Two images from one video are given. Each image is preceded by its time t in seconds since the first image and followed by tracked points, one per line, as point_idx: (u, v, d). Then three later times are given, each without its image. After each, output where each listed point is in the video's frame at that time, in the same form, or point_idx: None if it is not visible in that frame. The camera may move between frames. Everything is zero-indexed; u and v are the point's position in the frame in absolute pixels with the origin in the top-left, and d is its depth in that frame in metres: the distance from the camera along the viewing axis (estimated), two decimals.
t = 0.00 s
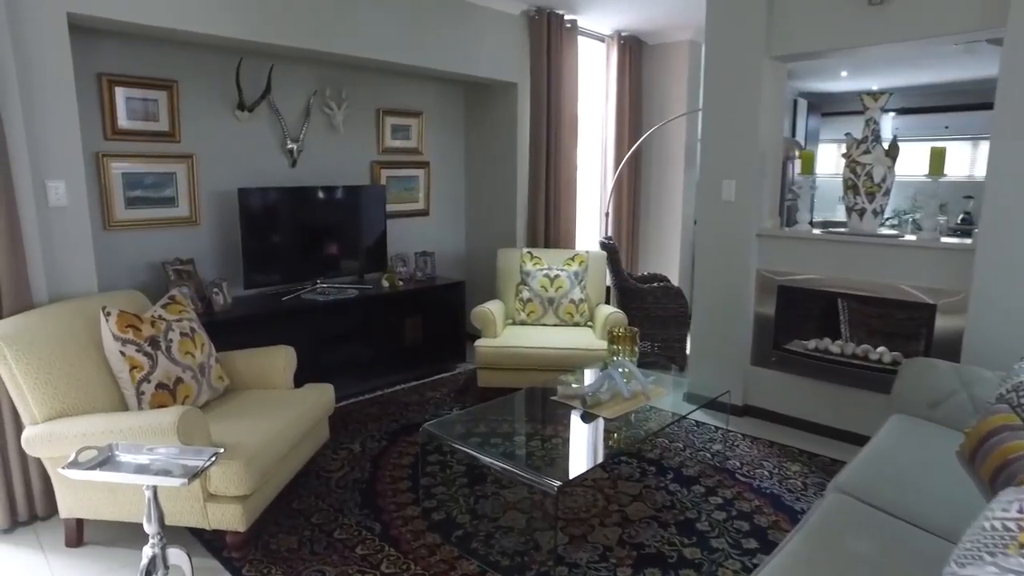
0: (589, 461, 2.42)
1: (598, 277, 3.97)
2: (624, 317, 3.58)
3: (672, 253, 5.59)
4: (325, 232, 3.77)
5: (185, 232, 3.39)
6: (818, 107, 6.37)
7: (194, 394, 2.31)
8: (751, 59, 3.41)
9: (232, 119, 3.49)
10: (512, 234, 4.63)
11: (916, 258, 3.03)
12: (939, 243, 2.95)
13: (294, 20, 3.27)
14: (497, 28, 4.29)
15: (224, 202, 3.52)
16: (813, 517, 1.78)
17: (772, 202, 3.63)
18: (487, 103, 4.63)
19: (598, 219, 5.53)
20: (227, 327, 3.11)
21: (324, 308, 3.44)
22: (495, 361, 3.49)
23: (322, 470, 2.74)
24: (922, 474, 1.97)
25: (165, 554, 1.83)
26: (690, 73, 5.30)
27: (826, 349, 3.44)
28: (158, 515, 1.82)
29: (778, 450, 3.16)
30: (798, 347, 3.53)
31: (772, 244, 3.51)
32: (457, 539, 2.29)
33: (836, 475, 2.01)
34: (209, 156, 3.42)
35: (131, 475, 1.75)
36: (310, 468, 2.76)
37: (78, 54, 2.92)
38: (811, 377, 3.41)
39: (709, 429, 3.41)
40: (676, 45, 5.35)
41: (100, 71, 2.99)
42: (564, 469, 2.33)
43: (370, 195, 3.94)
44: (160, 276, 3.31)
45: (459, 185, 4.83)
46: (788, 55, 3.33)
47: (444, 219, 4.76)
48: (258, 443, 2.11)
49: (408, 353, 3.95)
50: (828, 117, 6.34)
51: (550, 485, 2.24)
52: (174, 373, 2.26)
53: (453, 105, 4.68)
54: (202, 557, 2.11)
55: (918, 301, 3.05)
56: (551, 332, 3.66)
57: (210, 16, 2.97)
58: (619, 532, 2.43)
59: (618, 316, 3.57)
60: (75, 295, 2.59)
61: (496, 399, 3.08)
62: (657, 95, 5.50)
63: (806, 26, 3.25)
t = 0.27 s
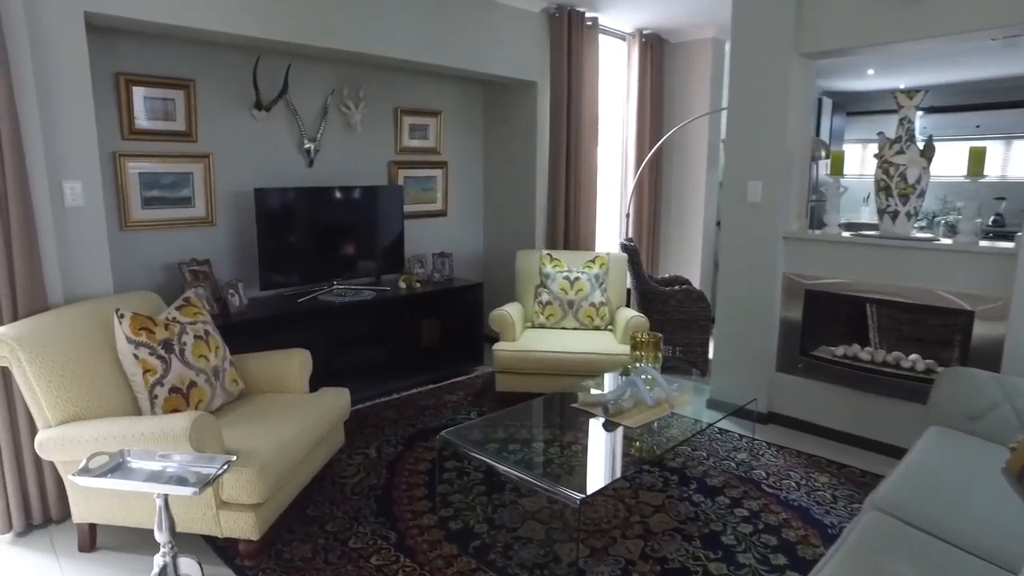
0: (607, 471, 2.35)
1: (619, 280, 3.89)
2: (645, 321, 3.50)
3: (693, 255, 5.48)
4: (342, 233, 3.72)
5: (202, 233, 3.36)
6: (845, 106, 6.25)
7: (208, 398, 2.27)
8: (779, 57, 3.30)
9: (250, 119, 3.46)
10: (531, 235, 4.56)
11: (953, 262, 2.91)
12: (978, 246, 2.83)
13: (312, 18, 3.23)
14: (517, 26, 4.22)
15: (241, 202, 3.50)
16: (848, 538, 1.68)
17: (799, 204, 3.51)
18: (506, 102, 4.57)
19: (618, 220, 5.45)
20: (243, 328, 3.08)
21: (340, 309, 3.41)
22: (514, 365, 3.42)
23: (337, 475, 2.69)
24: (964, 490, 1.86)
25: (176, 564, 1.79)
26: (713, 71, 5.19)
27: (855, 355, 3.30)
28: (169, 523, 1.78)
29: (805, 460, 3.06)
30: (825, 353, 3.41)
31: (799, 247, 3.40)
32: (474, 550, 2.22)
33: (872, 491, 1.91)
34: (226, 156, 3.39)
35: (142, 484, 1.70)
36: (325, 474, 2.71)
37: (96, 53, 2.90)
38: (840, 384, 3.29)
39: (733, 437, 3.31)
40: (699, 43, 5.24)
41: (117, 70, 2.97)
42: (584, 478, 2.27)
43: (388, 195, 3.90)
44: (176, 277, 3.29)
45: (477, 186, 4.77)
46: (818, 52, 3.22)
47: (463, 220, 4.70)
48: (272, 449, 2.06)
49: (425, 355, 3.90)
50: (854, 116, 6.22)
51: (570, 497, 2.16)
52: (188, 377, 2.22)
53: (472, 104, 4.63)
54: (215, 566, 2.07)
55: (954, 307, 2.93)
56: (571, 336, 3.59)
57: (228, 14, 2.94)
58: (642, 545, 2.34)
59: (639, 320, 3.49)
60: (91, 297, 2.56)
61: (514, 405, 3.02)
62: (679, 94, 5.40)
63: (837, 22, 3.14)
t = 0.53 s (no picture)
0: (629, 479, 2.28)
1: (640, 281, 3.82)
2: (667, 324, 3.42)
3: (715, 256, 5.38)
4: (360, 233, 3.69)
5: (219, 231, 3.34)
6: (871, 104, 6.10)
7: (223, 400, 2.25)
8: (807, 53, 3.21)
9: (267, 117, 3.44)
10: (550, 235, 4.49)
11: (990, 265, 2.79)
12: (1017, 249, 2.72)
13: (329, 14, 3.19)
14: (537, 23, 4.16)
15: (258, 201, 3.47)
16: (887, 554, 1.60)
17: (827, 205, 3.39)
18: (525, 101, 4.51)
19: (638, 220, 5.36)
20: (259, 328, 3.05)
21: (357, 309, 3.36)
22: (533, 367, 3.36)
23: (353, 479, 2.65)
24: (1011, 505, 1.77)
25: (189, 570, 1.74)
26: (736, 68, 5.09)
27: (885, 360, 3.20)
28: (183, 528, 1.74)
29: (833, 468, 2.96)
30: (854, 357, 3.30)
31: (827, 248, 3.29)
32: (492, 559, 2.16)
33: (914, 504, 1.83)
34: (243, 154, 3.37)
35: (155, 488, 1.66)
36: (341, 477, 2.67)
37: (115, 51, 2.89)
38: (869, 390, 3.19)
39: (758, 444, 3.22)
40: (721, 40, 5.14)
41: (136, 68, 2.95)
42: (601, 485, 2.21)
43: (405, 194, 3.85)
44: (193, 276, 3.27)
45: (496, 185, 4.72)
46: (848, 47, 3.12)
47: (481, 220, 4.65)
48: (287, 453, 2.02)
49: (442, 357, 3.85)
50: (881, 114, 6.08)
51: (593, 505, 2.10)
52: (203, 378, 2.19)
53: (490, 102, 4.58)
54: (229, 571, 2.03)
55: (991, 311, 2.81)
56: (591, 338, 3.52)
57: (245, 11, 2.90)
58: (665, 555, 2.27)
59: (661, 322, 3.41)
60: (108, 296, 2.54)
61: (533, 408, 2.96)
62: (701, 92, 5.31)
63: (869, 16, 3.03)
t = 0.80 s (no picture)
0: (655, 486, 2.21)
1: (664, 283, 3.74)
2: (693, 326, 3.34)
3: (740, 257, 5.27)
4: (381, 232, 3.66)
5: (240, 230, 3.33)
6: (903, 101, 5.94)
7: (243, 400, 2.23)
8: (841, 48, 3.10)
9: (289, 115, 3.42)
10: (572, 235, 4.42)
11: None
12: None
13: (351, 11, 3.16)
14: (561, 19, 4.09)
15: (280, 199, 3.46)
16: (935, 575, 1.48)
17: (860, 205, 3.28)
18: (548, 98, 4.45)
19: (662, 220, 5.27)
20: (280, 327, 3.03)
21: (378, 309, 3.35)
22: (555, 370, 3.30)
23: (373, 481, 2.61)
24: None
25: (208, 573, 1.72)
26: (764, 65, 4.97)
27: (921, 366, 3.12)
28: (202, 530, 1.70)
29: (866, 477, 2.86)
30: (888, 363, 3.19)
31: (860, 250, 3.17)
32: (514, 565, 2.11)
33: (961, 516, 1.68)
34: (265, 152, 3.36)
35: (175, 491, 1.63)
36: (361, 479, 2.63)
37: (139, 49, 2.88)
38: (904, 397, 3.07)
39: (786, 450, 3.13)
40: (749, 36, 5.03)
41: (159, 66, 2.95)
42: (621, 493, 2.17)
43: (427, 193, 3.82)
44: (214, 274, 3.27)
45: (517, 184, 4.66)
46: (885, 42, 3.01)
47: (503, 219, 4.60)
48: (307, 455, 1.98)
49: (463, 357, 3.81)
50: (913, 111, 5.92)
51: (621, 511, 2.05)
52: (224, 378, 2.18)
53: (513, 100, 4.52)
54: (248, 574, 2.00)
55: None
56: (615, 341, 3.45)
57: (268, 7, 2.88)
58: (692, 566, 2.20)
59: (687, 325, 3.33)
60: (129, 294, 2.53)
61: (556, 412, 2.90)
62: (728, 89, 5.20)
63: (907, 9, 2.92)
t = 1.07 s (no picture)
0: (683, 494, 2.14)
1: (691, 285, 3.66)
2: (721, 329, 3.25)
3: (768, 258, 5.15)
4: (403, 231, 3.63)
5: (263, 228, 3.32)
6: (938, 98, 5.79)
7: (263, 400, 2.21)
8: (878, 42, 2.99)
9: (312, 113, 3.41)
10: (596, 235, 4.36)
11: None
12: None
13: (375, 8, 3.13)
14: (587, 15, 4.03)
15: (302, 197, 3.44)
16: None
17: (897, 205, 3.17)
18: (573, 96, 4.38)
19: (688, 220, 5.17)
20: (301, 326, 3.01)
21: (399, 308, 3.32)
22: (579, 372, 3.23)
23: (393, 484, 2.58)
24: None
25: None
26: (794, 62, 4.85)
27: (960, 373, 2.96)
28: (220, 533, 1.68)
29: (901, 488, 2.75)
30: (925, 369, 3.06)
31: (897, 252, 3.06)
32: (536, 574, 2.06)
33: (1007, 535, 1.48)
34: (288, 151, 3.34)
35: (193, 493, 1.60)
36: (381, 481, 2.60)
37: (164, 47, 2.88)
38: (942, 405, 2.95)
39: (817, 459, 3.03)
40: (779, 32, 4.91)
41: (184, 64, 2.95)
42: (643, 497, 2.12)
43: (449, 192, 3.78)
44: (236, 272, 3.26)
45: (541, 183, 4.60)
46: (925, 35, 2.90)
47: (525, 218, 4.55)
48: (326, 458, 1.95)
49: (484, 358, 3.77)
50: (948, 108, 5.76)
51: (646, 520, 1.99)
52: (244, 378, 2.16)
53: (537, 98, 4.47)
54: None
55: None
56: (640, 343, 3.37)
57: (292, 3, 2.85)
58: None
59: (714, 328, 3.25)
60: (152, 292, 2.52)
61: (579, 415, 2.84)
62: (757, 87, 5.09)
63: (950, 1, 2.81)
